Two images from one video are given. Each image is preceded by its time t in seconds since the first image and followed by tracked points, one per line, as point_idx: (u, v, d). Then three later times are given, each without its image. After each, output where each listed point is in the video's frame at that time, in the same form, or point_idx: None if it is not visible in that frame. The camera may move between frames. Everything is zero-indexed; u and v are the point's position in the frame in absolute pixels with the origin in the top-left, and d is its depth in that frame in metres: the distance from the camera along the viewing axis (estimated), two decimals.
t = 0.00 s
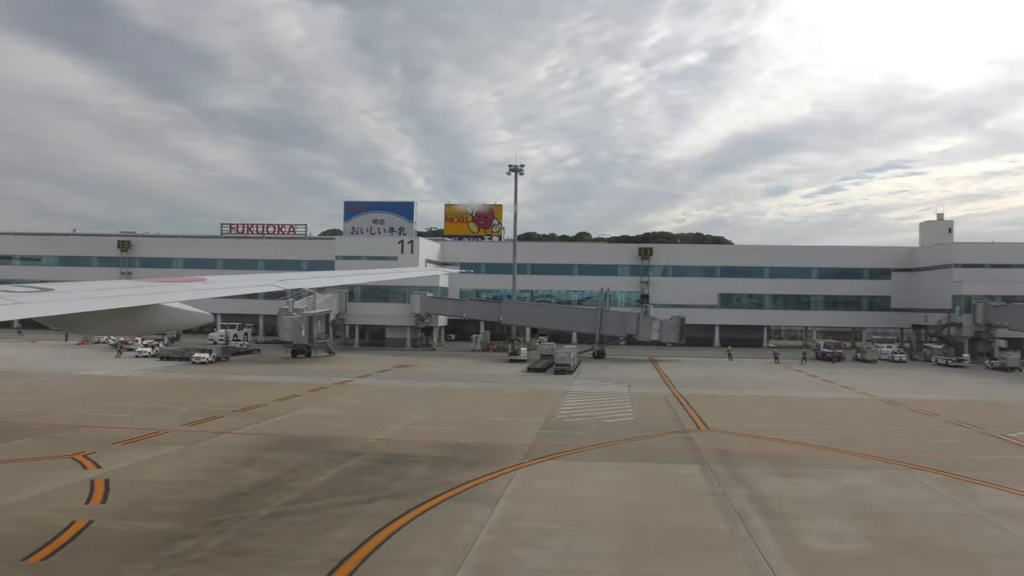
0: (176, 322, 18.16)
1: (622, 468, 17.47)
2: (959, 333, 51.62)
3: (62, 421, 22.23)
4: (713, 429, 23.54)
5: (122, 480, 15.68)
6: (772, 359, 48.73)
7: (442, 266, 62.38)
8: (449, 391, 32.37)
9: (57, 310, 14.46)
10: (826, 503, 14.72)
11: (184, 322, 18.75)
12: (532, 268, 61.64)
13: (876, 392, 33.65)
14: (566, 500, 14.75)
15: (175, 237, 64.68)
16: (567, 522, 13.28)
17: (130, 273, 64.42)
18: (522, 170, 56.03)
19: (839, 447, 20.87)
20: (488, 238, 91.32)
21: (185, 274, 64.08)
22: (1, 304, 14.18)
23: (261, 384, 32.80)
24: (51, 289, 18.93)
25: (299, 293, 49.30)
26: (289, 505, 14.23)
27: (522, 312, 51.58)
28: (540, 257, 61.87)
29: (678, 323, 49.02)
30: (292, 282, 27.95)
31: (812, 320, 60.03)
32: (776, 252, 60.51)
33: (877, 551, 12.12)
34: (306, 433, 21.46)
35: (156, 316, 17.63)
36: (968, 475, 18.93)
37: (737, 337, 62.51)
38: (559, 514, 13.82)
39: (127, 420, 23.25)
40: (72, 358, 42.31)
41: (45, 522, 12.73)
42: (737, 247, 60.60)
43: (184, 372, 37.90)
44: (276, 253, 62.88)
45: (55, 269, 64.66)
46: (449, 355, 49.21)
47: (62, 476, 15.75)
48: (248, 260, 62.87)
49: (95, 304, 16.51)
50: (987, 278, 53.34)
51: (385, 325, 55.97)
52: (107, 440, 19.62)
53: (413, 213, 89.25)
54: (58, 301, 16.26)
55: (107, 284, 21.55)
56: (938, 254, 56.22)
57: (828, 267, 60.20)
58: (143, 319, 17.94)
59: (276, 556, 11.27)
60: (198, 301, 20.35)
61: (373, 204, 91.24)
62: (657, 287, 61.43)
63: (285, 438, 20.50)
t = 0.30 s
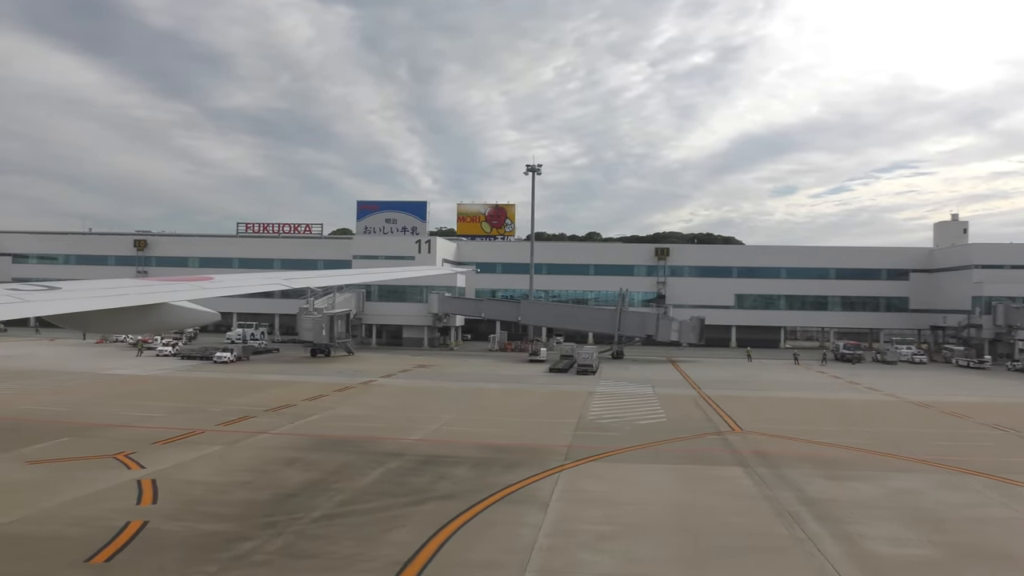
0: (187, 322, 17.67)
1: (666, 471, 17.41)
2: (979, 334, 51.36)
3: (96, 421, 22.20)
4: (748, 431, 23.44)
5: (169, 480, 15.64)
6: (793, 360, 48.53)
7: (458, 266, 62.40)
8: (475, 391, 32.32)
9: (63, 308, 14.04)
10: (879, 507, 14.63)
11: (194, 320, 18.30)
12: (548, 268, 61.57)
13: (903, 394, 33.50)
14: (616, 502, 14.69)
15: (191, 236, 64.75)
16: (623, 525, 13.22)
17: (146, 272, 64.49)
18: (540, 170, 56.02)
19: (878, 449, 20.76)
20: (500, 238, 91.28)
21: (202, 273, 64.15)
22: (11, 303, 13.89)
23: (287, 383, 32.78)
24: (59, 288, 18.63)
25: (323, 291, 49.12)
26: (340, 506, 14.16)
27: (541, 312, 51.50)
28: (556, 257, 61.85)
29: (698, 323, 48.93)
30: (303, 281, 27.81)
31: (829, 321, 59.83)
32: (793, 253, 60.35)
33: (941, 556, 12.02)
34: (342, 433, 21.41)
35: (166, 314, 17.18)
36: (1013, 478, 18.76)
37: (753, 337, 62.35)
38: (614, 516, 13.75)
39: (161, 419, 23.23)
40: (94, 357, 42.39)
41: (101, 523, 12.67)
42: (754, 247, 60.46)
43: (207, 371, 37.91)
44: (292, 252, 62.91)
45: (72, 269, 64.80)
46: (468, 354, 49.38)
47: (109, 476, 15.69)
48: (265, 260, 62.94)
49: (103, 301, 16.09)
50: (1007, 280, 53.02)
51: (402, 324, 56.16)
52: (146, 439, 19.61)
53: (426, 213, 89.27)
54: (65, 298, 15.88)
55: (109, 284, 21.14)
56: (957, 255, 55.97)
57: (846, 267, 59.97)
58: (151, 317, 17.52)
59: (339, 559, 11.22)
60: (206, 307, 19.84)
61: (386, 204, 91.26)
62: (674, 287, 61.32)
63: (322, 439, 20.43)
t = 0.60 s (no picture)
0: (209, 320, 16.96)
1: (714, 473, 17.32)
2: (1004, 334, 50.96)
3: (135, 422, 22.21)
4: (787, 431, 23.27)
5: (219, 482, 15.61)
6: (817, 360, 48.26)
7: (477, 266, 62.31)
8: (504, 392, 32.23)
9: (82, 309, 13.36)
10: (938, 510, 14.52)
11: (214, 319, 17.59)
12: (568, 268, 61.44)
13: (935, 394, 33.24)
14: (671, 504, 14.64)
15: (211, 236, 64.87)
16: (683, 527, 13.17)
17: (166, 272, 64.67)
18: (560, 169, 55.68)
19: (923, 450, 20.58)
20: (516, 237, 91.18)
21: (221, 273, 64.28)
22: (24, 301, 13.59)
23: (315, 384, 32.77)
24: (72, 287, 18.34)
25: (344, 288, 49.36)
26: (395, 507, 14.11)
27: (563, 312, 51.38)
28: (576, 256, 61.70)
29: (721, 323, 48.70)
30: (307, 280, 27.60)
31: (851, 320, 59.51)
32: (815, 252, 60.06)
33: (1011, 559, 11.94)
34: (382, 434, 21.36)
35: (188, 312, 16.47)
36: None
37: (774, 337, 62.10)
38: (672, 518, 13.66)
39: (198, 420, 23.21)
40: (120, 357, 42.49)
41: (160, 526, 12.63)
42: (775, 247, 60.18)
43: (233, 371, 37.94)
44: (311, 252, 62.94)
45: (93, 269, 65.06)
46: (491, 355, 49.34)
47: (159, 477, 15.65)
48: (284, 260, 63.01)
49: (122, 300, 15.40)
50: None
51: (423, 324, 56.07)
52: (188, 440, 19.61)
53: (442, 212, 89.24)
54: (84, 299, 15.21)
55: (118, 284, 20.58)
56: (981, 254, 55.58)
57: (868, 267, 59.62)
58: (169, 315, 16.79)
59: (406, 562, 11.18)
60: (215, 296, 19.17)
61: (402, 203, 91.20)
62: (694, 287, 61.11)
63: (363, 440, 20.39)
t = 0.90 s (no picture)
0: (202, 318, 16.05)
1: (749, 473, 17.22)
2: (1012, 333, 50.95)
3: (158, 423, 22.07)
4: (813, 431, 23.19)
5: (254, 484, 15.48)
6: (826, 359, 48.18)
7: (484, 265, 62.21)
8: (520, 392, 32.09)
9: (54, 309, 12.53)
10: (983, 510, 14.46)
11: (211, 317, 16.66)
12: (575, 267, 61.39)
13: (951, 393, 33.16)
14: (713, 505, 14.54)
15: (216, 236, 64.66)
16: (731, 528, 13.08)
17: (171, 272, 64.43)
18: (567, 169, 55.84)
19: (952, 450, 20.50)
20: (519, 237, 91.04)
21: (227, 273, 64.07)
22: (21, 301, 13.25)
23: (330, 384, 32.61)
24: (69, 286, 17.98)
25: (353, 291, 49.87)
26: (437, 509, 13.99)
27: (572, 311, 51.25)
28: (582, 256, 61.67)
29: (731, 322, 48.61)
30: (307, 278, 26.44)
31: (858, 320, 59.50)
32: (822, 251, 60.03)
33: None
34: (408, 435, 21.20)
35: (179, 312, 15.66)
36: None
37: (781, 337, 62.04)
38: (717, 519, 13.56)
39: (220, 420, 23.03)
40: (130, 357, 42.30)
41: (205, 528, 12.46)
42: (782, 246, 60.17)
43: (245, 372, 37.76)
44: (317, 252, 62.74)
45: (98, 269, 64.84)
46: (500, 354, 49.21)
47: (194, 480, 15.50)
48: (290, 259, 62.83)
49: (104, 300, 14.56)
50: None
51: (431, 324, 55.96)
52: (215, 442, 19.48)
53: (445, 212, 89.05)
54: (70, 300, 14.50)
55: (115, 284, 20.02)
56: (989, 253, 55.62)
57: (875, 266, 59.62)
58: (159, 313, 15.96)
59: (459, 564, 11.06)
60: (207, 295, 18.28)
61: (405, 203, 90.94)
62: (701, 286, 61.04)
63: (389, 441, 20.26)
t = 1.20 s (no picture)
0: (200, 319, 16.45)
1: (781, 474, 17.16)
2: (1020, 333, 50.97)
3: (182, 423, 21.99)
4: (837, 432, 23.13)
5: (289, 485, 15.40)
6: (835, 359, 48.13)
7: (490, 265, 62.16)
8: (536, 391, 31.98)
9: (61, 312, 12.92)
10: None
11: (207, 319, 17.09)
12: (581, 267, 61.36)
13: (966, 394, 33.13)
14: (753, 506, 14.48)
15: (222, 235, 64.50)
16: (776, 530, 13.03)
17: (176, 272, 64.27)
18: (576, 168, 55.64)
19: (980, 451, 20.45)
20: (522, 236, 90.90)
21: (232, 272, 63.93)
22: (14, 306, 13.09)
23: (345, 383, 32.50)
24: (65, 285, 17.78)
25: (358, 290, 53.30)
26: (477, 510, 13.93)
27: (580, 311, 51.16)
28: (589, 256, 61.66)
29: (740, 322, 48.54)
30: (304, 278, 25.67)
31: (865, 320, 59.51)
32: (829, 251, 60.01)
33: None
34: (433, 436, 21.13)
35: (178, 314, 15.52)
36: None
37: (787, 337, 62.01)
38: (760, 521, 13.49)
39: (242, 420, 22.95)
40: (140, 357, 42.15)
41: (249, 530, 12.39)
42: (788, 246, 60.17)
43: (257, 371, 37.63)
44: (322, 251, 62.61)
45: (103, 268, 64.66)
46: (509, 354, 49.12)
47: (228, 481, 15.43)
48: (295, 258, 62.71)
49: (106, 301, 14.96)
50: None
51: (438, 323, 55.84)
52: (243, 442, 19.41)
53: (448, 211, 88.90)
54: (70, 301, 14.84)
55: (111, 282, 20.12)
56: (996, 253, 55.65)
57: (881, 266, 59.63)
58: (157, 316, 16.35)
59: (512, 566, 11.00)
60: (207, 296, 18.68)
61: (407, 202, 90.68)
62: (707, 286, 60.99)
63: (416, 442, 20.18)
